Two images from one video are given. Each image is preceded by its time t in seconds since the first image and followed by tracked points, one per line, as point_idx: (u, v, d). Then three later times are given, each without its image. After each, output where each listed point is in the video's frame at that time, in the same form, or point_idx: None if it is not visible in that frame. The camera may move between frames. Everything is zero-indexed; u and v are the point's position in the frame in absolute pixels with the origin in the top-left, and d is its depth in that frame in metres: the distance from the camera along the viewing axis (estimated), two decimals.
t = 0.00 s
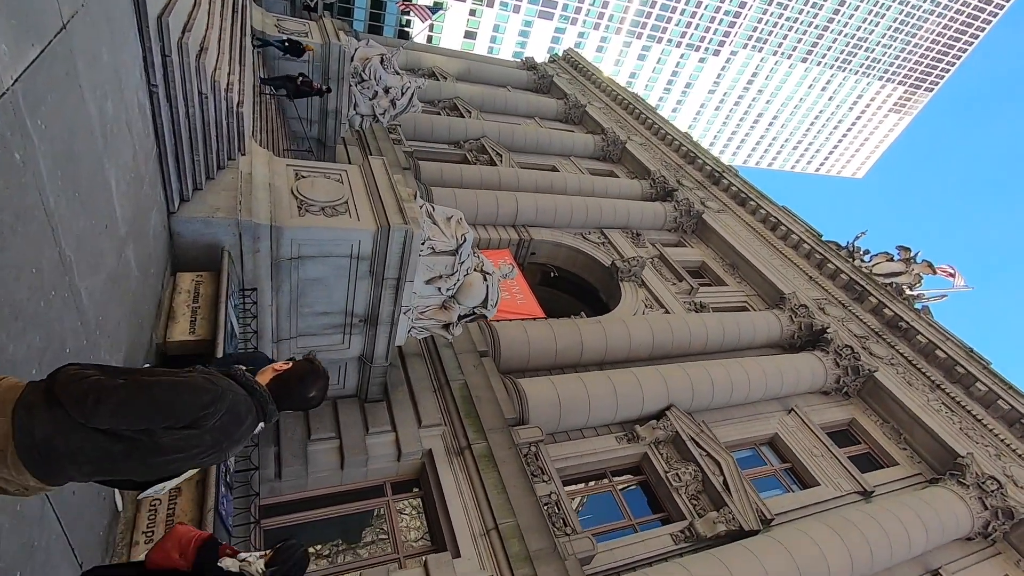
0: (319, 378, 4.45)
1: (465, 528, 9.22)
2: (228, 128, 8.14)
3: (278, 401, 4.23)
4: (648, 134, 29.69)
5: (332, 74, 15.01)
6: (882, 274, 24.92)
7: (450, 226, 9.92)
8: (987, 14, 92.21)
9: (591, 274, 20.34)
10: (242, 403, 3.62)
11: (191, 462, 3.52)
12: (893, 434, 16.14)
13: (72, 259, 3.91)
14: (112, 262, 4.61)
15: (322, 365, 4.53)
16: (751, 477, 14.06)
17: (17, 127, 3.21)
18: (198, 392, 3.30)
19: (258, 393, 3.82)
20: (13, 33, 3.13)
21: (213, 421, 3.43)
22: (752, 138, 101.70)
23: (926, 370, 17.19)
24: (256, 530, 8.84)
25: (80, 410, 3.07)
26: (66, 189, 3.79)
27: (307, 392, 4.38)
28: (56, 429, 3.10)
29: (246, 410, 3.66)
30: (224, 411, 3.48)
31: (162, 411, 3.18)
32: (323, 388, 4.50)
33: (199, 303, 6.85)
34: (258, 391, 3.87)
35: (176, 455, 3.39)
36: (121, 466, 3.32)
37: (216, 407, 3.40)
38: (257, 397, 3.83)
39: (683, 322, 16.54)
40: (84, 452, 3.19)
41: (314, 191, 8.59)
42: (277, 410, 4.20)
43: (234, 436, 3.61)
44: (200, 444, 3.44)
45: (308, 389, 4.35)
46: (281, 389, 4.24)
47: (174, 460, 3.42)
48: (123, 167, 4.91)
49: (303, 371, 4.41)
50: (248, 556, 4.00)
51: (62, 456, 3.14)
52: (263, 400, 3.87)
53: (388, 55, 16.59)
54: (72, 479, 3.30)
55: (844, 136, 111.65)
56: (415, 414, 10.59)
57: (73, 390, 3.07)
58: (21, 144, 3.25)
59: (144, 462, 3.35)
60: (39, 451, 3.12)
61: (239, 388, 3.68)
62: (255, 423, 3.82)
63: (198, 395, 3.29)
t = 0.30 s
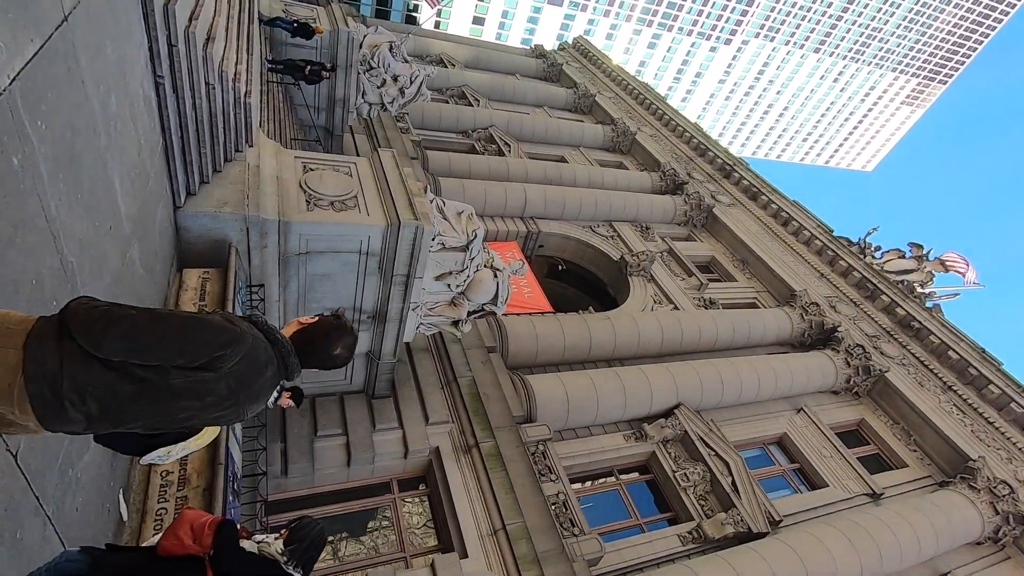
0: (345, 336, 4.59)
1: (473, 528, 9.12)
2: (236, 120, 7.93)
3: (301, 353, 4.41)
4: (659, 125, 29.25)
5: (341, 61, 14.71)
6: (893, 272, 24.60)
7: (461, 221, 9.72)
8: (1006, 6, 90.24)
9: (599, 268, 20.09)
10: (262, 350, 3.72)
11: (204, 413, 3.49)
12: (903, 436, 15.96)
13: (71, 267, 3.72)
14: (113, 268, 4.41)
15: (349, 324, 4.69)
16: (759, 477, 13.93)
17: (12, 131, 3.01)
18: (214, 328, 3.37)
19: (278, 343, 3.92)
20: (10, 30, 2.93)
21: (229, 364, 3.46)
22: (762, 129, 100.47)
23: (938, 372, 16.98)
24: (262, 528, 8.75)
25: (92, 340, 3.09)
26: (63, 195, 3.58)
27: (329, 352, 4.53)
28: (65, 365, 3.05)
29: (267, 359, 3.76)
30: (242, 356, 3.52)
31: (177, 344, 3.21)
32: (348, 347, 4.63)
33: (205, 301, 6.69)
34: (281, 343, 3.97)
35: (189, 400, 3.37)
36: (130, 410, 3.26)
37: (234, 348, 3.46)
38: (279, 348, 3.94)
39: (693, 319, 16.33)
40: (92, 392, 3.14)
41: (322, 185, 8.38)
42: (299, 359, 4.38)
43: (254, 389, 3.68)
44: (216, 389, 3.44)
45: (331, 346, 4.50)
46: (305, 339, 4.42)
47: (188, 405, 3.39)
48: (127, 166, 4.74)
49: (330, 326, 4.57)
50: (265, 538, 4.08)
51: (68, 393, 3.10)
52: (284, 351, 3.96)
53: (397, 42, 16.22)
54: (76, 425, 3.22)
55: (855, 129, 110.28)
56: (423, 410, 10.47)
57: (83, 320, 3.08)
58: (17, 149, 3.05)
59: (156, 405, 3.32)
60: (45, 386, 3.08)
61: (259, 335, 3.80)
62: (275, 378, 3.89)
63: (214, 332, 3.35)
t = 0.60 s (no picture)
0: (346, 312, 4.53)
1: (481, 538, 9.02)
2: (245, 126, 7.82)
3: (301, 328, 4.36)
4: (671, 124, 28.89)
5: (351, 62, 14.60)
6: (910, 275, 24.15)
7: (471, 227, 9.58)
8: None
9: (610, 270, 19.88)
10: (261, 330, 3.79)
11: (200, 396, 3.65)
12: (920, 444, 15.66)
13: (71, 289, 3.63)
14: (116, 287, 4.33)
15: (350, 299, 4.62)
16: (772, 486, 13.71)
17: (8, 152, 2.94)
18: (206, 311, 3.44)
19: (276, 321, 3.97)
20: (6, 48, 2.88)
21: (224, 347, 3.57)
22: (775, 127, 99.31)
23: (957, 379, 16.63)
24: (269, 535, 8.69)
25: (80, 329, 3.18)
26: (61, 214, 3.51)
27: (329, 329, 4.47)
28: (51, 357, 3.18)
29: (266, 338, 3.83)
30: (238, 338, 3.62)
31: (169, 330, 3.31)
32: (349, 322, 4.55)
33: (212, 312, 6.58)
34: (281, 320, 4.00)
35: (183, 383, 3.51)
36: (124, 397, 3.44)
37: (229, 331, 3.55)
38: (279, 325, 3.99)
39: (705, 324, 16.08)
40: (81, 381, 3.30)
41: (332, 190, 8.25)
42: (299, 335, 4.32)
43: (253, 369, 3.79)
44: (212, 372, 3.57)
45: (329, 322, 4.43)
46: (305, 315, 4.38)
47: (182, 390, 3.55)
48: (133, 179, 4.64)
49: (330, 302, 4.51)
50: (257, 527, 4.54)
51: (56, 386, 3.24)
52: (284, 328, 4.00)
53: (408, 42, 16.06)
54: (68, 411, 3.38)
55: (870, 126, 108.80)
56: (431, 417, 10.37)
57: (67, 311, 3.15)
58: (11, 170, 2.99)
59: (150, 392, 3.48)
60: (31, 378, 3.19)
61: (258, 313, 3.85)
62: (275, 358, 3.98)
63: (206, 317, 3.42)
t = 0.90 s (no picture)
0: (335, 315, 4.74)
1: (477, 562, 8.84)
2: (243, 140, 7.68)
3: (291, 331, 4.56)
4: (671, 136, 28.90)
5: (351, 72, 14.49)
6: (908, 290, 24.15)
7: (472, 244, 9.45)
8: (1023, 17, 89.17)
9: (609, 283, 19.76)
10: (249, 329, 3.85)
11: (182, 390, 3.70)
12: (919, 464, 15.55)
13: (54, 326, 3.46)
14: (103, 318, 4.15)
15: (339, 303, 4.83)
16: (771, 506, 13.57)
17: None
18: (200, 307, 3.44)
19: (265, 322, 4.08)
20: None
21: (213, 344, 3.59)
22: (773, 137, 99.72)
23: (955, 398, 16.59)
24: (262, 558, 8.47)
25: (64, 317, 3.11)
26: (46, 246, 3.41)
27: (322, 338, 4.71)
28: (33, 343, 3.11)
29: (254, 337, 3.91)
30: (226, 336, 3.67)
31: (159, 324, 3.28)
32: (337, 325, 4.76)
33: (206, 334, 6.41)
34: (269, 320, 4.14)
35: (167, 378, 3.54)
36: (105, 388, 3.44)
37: (219, 329, 3.57)
38: (267, 325, 4.11)
39: (704, 339, 15.97)
40: (59, 372, 3.25)
41: (330, 206, 8.11)
42: (290, 335, 4.54)
43: (239, 367, 3.87)
44: (198, 367, 3.63)
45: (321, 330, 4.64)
46: (295, 319, 4.58)
47: (165, 386, 3.59)
48: (125, 205, 4.53)
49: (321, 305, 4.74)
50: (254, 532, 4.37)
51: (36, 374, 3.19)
52: (272, 329, 4.13)
53: (409, 52, 15.95)
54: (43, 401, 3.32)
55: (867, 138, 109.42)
56: (428, 435, 10.21)
57: (52, 299, 3.08)
58: None
59: (133, 384, 3.49)
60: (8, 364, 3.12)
61: (246, 311, 3.90)
62: (261, 357, 4.07)
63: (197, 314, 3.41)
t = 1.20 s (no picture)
0: (324, 308, 4.39)
1: None
2: (238, 154, 7.50)
3: (276, 321, 4.21)
4: (669, 150, 28.92)
5: (351, 82, 14.39)
6: (904, 310, 24.15)
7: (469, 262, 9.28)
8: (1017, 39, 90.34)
9: (605, 298, 19.65)
10: (232, 317, 3.64)
11: (162, 385, 3.38)
12: (915, 489, 15.43)
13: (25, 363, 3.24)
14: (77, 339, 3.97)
15: (328, 297, 4.49)
16: (766, 531, 13.40)
17: None
18: (180, 286, 3.31)
19: (249, 312, 3.86)
20: None
21: (191, 327, 3.34)
22: (769, 152, 100.41)
23: (952, 422, 16.50)
24: None
25: (38, 295, 2.99)
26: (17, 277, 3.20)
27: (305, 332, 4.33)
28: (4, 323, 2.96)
29: (237, 327, 3.68)
30: (205, 319, 3.42)
31: (131, 300, 3.13)
32: (327, 318, 4.39)
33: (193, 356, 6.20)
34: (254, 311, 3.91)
35: (142, 365, 3.23)
36: (76, 374, 3.15)
37: (196, 309, 3.34)
38: (251, 316, 3.87)
39: (701, 358, 15.82)
40: (33, 349, 3.03)
41: (325, 223, 7.94)
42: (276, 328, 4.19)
43: (223, 360, 3.60)
44: (178, 356, 3.34)
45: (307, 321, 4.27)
46: (281, 310, 4.24)
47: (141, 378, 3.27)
48: (104, 233, 4.34)
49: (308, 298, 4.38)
50: (227, 540, 3.97)
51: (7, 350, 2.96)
52: (257, 321, 3.90)
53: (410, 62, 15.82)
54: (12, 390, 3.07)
55: (862, 156, 110.38)
56: (420, 456, 9.99)
57: (28, 277, 3.00)
58: None
59: (106, 373, 3.20)
60: None
61: (229, 300, 3.74)
62: (247, 351, 3.80)
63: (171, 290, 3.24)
